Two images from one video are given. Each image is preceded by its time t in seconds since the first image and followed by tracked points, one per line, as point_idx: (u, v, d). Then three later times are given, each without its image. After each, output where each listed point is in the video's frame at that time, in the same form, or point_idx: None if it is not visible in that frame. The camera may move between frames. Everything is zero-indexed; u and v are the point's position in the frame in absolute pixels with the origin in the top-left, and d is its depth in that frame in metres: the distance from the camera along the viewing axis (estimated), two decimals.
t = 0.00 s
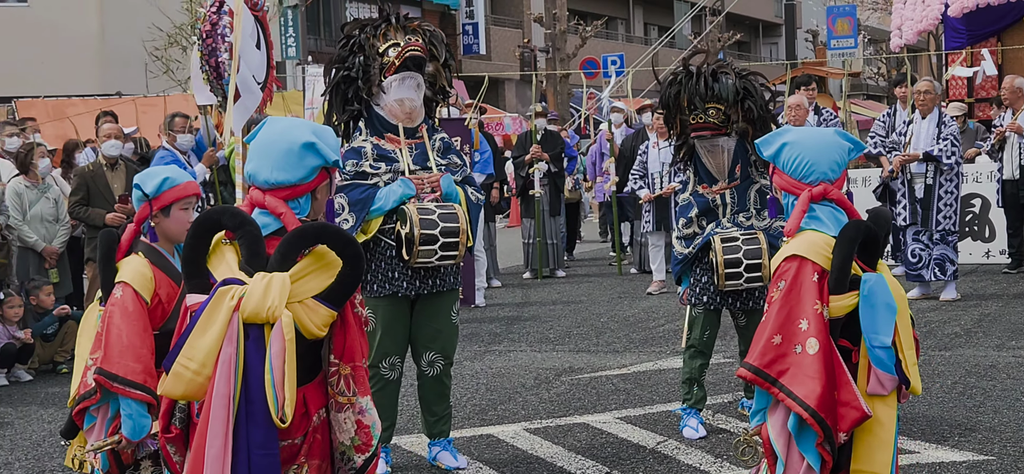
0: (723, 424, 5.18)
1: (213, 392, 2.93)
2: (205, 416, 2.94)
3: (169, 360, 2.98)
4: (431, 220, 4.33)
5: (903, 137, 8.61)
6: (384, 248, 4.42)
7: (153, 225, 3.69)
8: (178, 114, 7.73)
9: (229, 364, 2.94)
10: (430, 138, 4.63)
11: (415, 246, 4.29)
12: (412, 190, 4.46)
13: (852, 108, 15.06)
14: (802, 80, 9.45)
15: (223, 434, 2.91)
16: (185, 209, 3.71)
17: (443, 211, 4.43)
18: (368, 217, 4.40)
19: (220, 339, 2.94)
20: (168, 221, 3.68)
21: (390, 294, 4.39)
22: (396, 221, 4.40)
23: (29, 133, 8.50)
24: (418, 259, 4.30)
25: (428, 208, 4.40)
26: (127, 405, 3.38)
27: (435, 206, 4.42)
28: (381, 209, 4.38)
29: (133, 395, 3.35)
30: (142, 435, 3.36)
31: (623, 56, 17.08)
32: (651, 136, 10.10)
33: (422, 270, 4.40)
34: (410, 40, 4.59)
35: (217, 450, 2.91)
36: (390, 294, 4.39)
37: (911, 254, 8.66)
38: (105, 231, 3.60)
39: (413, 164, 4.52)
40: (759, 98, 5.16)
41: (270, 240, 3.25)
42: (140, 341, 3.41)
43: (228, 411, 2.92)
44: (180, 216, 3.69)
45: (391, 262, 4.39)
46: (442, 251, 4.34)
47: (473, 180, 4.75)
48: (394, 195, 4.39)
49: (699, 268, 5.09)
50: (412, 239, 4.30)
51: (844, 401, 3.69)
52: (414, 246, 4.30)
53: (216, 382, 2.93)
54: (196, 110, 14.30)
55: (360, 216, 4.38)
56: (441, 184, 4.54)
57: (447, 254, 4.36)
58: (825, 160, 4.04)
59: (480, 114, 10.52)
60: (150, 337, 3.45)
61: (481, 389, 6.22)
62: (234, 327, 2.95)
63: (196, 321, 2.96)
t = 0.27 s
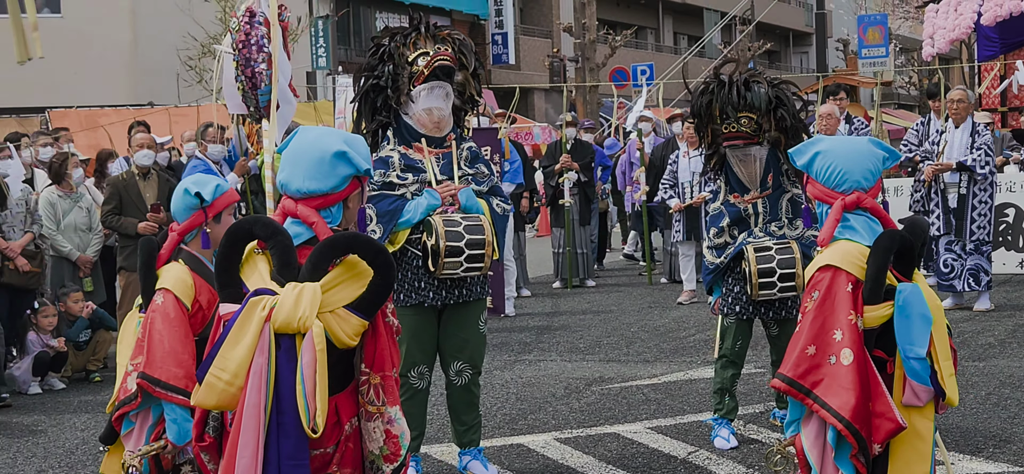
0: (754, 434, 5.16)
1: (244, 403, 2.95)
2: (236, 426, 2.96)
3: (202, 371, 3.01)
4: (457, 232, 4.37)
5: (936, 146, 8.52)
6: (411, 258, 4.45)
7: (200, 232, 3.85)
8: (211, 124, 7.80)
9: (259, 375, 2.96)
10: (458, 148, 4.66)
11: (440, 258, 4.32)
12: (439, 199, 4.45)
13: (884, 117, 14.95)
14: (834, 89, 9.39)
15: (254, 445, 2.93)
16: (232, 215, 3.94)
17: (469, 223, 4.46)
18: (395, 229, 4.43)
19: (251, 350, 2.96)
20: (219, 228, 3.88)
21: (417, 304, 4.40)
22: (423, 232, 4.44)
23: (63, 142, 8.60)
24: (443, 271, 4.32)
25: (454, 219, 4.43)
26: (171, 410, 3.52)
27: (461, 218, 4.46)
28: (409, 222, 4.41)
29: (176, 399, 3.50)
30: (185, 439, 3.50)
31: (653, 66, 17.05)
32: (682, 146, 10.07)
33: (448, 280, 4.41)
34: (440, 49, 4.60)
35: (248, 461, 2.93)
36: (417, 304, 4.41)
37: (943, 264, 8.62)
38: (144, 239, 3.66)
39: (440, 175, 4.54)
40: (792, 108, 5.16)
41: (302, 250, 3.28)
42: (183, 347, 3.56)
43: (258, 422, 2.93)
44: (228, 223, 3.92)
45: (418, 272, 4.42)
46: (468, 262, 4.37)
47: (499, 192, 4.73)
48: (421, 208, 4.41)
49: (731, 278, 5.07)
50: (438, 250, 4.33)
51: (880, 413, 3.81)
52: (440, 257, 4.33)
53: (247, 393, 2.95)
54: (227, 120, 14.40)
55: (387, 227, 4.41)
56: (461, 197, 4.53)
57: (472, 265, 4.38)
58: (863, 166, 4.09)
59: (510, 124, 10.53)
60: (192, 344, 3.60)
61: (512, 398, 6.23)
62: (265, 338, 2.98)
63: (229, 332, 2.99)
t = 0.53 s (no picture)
0: (779, 448, 5.13)
1: (272, 419, 2.98)
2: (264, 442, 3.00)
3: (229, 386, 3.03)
4: (477, 248, 4.39)
5: (960, 159, 8.47)
6: (431, 272, 4.45)
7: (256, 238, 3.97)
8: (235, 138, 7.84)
9: (287, 391, 2.99)
10: (478, 162, 4.68)
11: (459, 274, 4.35)
12: (460, 218, 4.50)
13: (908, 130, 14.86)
14: (856, 101, 9.35)
15: (282, 460, 2.97)
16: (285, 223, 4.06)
17: (489, 238, 4.47)
18: (415, 245, 4.44)
19: (278, 367, 2.99)
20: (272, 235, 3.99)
21: (438, 319, 4.41)
22: (443, 247, 4.45)
23: (89, 157, 8.68)
24: (463, 285, 4.35)
25: (474, 235, 4.46)
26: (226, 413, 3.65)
27: (481, 233, 4.48)
28: (429, 238, 4.42)
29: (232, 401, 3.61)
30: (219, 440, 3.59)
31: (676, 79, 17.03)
32: (704, 159, 10.06)
33: (469, 295, 4.42)
34: (458, 63, 4.66)
35: None
36: (437, 318, 4.41)
37: (967, 277, 8.58)
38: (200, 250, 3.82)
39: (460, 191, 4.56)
40: (813, 120, 5.15)
41: (326, 263, 3.28)
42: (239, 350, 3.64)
43: (286, 438, 2.97)
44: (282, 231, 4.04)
45: (438, 287, 4.43)
46: (488, 278, 4.39)
47: (519, 206, 4.75)
48: (442, 225, 4.43)
49: (754, 292, 5.05)
50: (457, 266, 4.36)
51: (907, 428, 3.80)
52: (459, 273, 4.35)
53: (275, 410, 2.98)
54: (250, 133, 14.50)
55: (407, 243, 4.42)
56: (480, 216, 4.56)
57: (492, 281, 4.40)
58: (892, 176, 4.07)
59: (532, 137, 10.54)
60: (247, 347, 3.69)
61: (535, 411, 6.23)
62: (292, 355, 3.00)
63: (255, 348, 3.01)
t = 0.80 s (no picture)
0: (790, 457, 5.12)
1: (287, 432, 3.01)
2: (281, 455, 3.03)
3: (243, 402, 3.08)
4: (484, 261, 4.38)
5: (972, 167, 8.46)
6: (439, 284, 4.47)
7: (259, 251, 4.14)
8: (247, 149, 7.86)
9: (300, 404, 3.03)
10: (487, 173, 4.67)
11: (467, 287, 4.35)
12: (469, 231, 4.52)
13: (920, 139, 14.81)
14: (867, 110, 9.33)
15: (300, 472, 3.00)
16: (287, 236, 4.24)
17: (497, 251, 4.46)
18: (423, 256, 4.46)
19: (292, 381, 3.02)
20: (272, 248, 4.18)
21: (446, 330, 4.42)
22: (451, 259, 4.45)
23: (101, 169, 8.73)
24: (470, 299, 4.35)
25: (483, 247, 4.44)
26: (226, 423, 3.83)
27: (489, 246, 4.46)
28: (437, 250, 4.43)
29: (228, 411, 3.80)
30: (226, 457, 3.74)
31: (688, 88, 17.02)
32: (715, 169, 10.06)
33: (477, 307, 4.43)
34: (467, 73, 4.67)
35: None
36: (446, 330, 4.42)
37: (979, 286, 8.54)
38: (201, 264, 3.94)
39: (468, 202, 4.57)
40: (821, 129, 5.14)
41: (336, 274, 3.34)
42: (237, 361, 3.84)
43: (302, 451, 3.00)
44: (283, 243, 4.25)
45: (446, 299, 4.44)
46: (495, 290, 4.39)
47: (528, 217, 4.74)
48: (450, 238, 4.43)
49: (763, 301, 5.05)
50: (465, 279, 4.36)
51: (920, 437, 3.79)
52: (467, 286, 4.35)
53: (290, 424, 3.01)
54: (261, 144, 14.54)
55: (415, 255, 4.44)
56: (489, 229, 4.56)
57: (500, 294, 4.40)
58: (903, 185, 4.06)
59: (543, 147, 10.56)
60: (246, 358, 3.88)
61: (546, 421, 6.23)
62: (305, 368, 3.04)
63: (268, 362, 3.06)
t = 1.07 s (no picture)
0: (797, 458, 5.11)
1: (295, 436, 3.04)
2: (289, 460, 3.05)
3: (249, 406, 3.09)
4: (488, 263, 4.40)
5: (978, 167, 8.45)
6: (444, 285, 4.49)
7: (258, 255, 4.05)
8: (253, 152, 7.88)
9: (307, 408, 3.06)
10: (492, 175, 4.67)
11: (471, 289, 4.36)
12: (473, 234, 4.50)
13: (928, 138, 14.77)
14: (873, 110, 9.32)
15: None
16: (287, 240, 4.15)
17: (500, 254, 4.47)
18: (427, 258, 4.45)
19: (297, 385, 3.05)
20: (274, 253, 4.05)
21: (451, 332, 4.44)
22: (456, 261, 4.45)
23: (109, 172, 8.77)
24: (474, 301, 4.36)
25: (486, 250, 4.46)
26: (219, 432, 3.64)
27: (492, 248, 4.47)
28: (441, 253, 4.43)
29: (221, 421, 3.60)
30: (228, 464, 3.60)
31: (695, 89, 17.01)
32: (721, 170, 10.06)
33: (481, 309, 4.43)
34: (472, 76, 4.68)
35: None
36: (451, 332, 4.44)
37: (986, 285, 8.52)
38: (198, 268, 3.81)
39: (473, 203, 4.57)
40: (826, 128, 5.14)
41: (341, 274, 3.40)
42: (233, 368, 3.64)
43: (309, 454, 3.03)
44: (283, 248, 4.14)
45: (451, 301, 4.45)
46: (499, 292, 4.40)
47: (534, 219, 4.73)
48: (454, 241, 4.42)
49: (767, 301, 5.05)
50: (469, 281, 4.37)
51: (928, 437, 3.78)
52: (470, 288, 4.37)
53: (298, 427, 3.04)
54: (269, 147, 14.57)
55: (419, 257, 4.42)
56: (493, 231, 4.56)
57: (503, 296, 4.41)
58: (907, 184, 4.06)
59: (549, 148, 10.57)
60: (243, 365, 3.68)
61: (553, 423, 6.23)
62: (311, 371, 3.06)
63: (273, 367, 3.08)
